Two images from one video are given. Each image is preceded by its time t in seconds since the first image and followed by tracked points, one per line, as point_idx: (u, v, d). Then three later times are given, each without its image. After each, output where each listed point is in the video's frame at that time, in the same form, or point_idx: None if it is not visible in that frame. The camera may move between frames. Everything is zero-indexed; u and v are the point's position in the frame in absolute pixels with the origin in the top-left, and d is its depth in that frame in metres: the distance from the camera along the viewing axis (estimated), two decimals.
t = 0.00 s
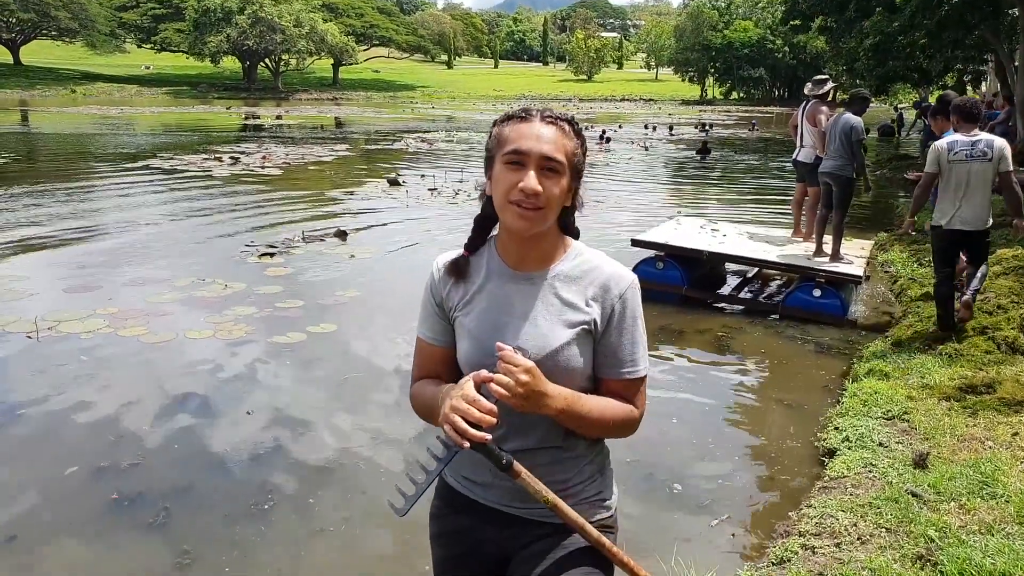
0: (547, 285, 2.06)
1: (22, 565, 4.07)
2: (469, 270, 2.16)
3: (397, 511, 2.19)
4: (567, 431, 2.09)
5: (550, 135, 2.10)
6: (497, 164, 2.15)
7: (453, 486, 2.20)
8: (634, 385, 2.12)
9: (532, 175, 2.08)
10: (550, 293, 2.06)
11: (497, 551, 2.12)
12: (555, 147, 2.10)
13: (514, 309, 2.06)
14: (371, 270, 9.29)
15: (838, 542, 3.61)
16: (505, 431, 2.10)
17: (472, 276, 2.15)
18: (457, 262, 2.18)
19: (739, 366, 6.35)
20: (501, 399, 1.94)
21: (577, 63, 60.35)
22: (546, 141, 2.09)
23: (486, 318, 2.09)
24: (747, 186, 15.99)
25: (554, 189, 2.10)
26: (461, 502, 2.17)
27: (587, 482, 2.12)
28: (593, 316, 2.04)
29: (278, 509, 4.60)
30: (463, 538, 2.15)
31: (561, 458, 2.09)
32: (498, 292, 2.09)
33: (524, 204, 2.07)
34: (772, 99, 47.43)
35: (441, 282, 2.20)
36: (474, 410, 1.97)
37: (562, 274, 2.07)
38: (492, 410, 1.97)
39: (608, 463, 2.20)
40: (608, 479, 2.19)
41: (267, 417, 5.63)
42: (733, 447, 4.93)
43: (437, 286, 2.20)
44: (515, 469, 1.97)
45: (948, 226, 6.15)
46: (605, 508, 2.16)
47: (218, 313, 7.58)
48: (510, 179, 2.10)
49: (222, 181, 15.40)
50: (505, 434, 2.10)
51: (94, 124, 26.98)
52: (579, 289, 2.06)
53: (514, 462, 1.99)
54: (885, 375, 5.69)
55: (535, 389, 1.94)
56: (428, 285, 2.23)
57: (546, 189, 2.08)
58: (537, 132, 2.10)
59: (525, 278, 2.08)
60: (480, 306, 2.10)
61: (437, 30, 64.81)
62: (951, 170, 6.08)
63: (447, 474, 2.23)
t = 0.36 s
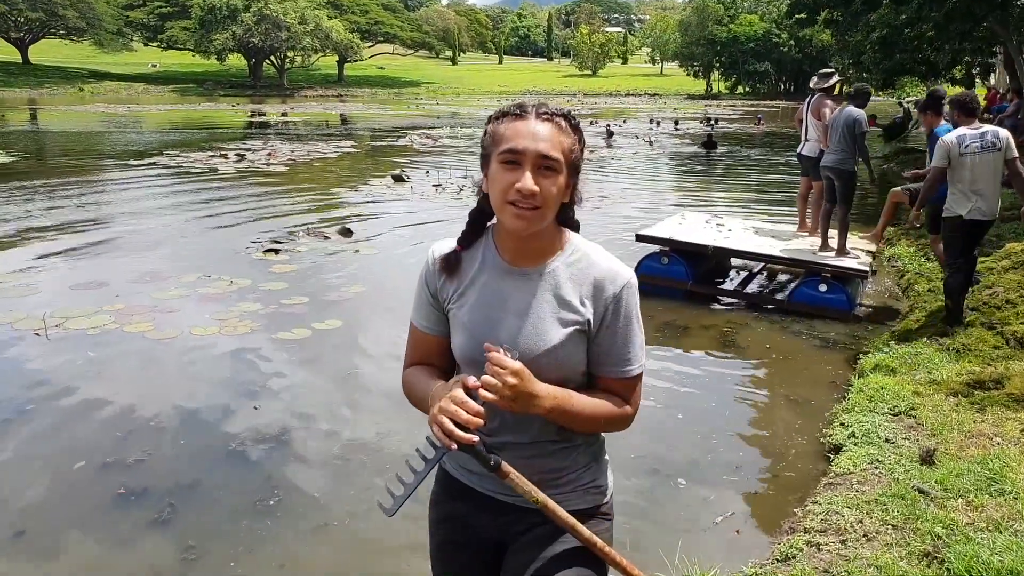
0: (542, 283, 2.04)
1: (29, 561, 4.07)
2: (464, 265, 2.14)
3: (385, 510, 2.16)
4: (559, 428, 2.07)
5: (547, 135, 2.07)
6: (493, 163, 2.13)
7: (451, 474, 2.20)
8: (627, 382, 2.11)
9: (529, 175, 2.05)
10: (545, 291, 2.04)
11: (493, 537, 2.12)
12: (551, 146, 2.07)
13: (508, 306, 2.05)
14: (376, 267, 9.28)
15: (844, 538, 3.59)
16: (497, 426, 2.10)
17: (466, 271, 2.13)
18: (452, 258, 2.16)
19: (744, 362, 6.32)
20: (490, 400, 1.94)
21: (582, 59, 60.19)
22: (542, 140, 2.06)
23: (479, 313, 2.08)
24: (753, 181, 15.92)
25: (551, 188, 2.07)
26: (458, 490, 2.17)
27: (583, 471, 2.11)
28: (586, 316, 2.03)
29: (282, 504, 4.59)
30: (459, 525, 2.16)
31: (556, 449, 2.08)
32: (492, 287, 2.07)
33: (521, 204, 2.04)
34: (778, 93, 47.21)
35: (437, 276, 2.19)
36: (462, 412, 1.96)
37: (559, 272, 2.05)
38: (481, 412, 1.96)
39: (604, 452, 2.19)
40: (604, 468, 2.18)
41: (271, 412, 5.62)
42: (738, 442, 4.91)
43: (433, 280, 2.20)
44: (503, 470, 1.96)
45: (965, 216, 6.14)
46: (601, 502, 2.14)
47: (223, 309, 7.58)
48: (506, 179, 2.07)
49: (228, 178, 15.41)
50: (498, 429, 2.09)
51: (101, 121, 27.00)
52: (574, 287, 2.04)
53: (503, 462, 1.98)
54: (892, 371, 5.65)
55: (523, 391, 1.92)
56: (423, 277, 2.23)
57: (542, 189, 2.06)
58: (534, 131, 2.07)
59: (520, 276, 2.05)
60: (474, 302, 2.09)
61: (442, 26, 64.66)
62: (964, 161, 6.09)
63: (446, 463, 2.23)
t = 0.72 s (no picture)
0: (548, 283, 2.05)
1: (38, 555, 4.10)
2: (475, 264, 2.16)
3: (383, 520, 2.15)
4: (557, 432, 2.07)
5: (533, 140, 2.08)
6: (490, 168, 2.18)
7: (448, 477, 2.21)
8: (629, 390, 2.10)
9: (512, 180, 2.08)
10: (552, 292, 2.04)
11: (489, 541, 2.12)
12: (535, 148, 2.07)
13: (515, 304, 2.06)
14: (387, 266, 9.30)
15: (851, 544, 3.57)
16: (495, 428, 2.11)
17: (477, 270, 2.14)
18: (462, 258, 2.18)
19: (756, 365, 6.29)
20: (485, 402, 1.93)
21: (595, 59, 60.15)
22: (526, 144, 2.07)
23: (488, 311, 2.08)
24: (766, 183, 15.87)
25: (535, 191, 2.07)
26: (454, 493, 2.18)
27: (579, 478, 2.11)
28: (592, 319, 2.03)
29: (289, 501, 4.61)
30: (455, 528, 2.17)
31: (553, 454, 2.08)
32: (499, 286, 2.08)
33: (505, 209, 2.08)
34: (793, 95, 47.01)
35: (447, 273, 2.21)
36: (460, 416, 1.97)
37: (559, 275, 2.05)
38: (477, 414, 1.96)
39: (603, 461, 2.19)
40: (601, 477, 2.18)
41: (281, 410, 5.65)
42: (747, 446, 4.88)
43: (444, 278, 2.21)
44: (500, 474, 1.97)
45: (979, 214, 6.48)
46: (597, 509, 2.15)
47: (234, 307, 7.62)
48: (495, 184, 2.12)
49: (241, 176, 15.48)
50: (496, 430, 2.11)
51: (117, 119, 27.19)
52: (581, 289, 2.04)
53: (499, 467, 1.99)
54: (903, 376, 5.61)
55: (521, 393, 1.92)
56: (435, 277, 2.24)
57: (526, 192, 2.07)
58: (519, 135, 2.09)
59: (526, 275, 2.06)
60: (483, 299, 2.10)
61: (456, 26, 64.74)
62: (986, 159, 6.42)
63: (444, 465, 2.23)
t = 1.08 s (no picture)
0: (548, 287, 2.08)
1: (52, 553, 4.13)
2: (495, 269, 2.28)
3: (378, 533, 2.17)
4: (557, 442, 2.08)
5: (515, 142, 2.14)
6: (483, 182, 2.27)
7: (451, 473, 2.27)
8: (636, 405, 2.05)
9: (493, 180, 2.14)
10: (551, 297, 2.06)
11: (487, 542, 2.17)
12: (507, 147, 2.14)
13: (520, 306, 2.11)
14: (400, 266, 9.31)
15: (864, 548, 3.54)
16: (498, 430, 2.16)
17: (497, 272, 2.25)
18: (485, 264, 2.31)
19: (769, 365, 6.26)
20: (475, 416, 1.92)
21: (610, 58, 59.97)
22: (500, 147, 2.15)
23: (498, 311, 2.16)
24: (781, 183, 15.76)
25: (515, 184, 2.11)
26: (455, 490, 2.24)
27: (572, 496, 2.12)
28: (586, 328, 2.00)
29: (300, 501, 4.61)
30: (457, 521, 2.23)
31: (550, 465, 2.10)
32: (509, 289, 2.15)
33: (494, 210, 2.13)
34: (809, 94, 46.64)
35: (477, 278, 2.33)
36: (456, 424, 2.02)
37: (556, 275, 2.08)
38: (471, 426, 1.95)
39: (602, 477, 2.18)
40: (597, 496, 2.17)
41: (293, 409, 5.67)
42: (760, 447, 4.85)
43: (473, 280, 2.36)
44: (494, 487, 2.01)
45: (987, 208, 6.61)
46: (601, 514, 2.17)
47: (248, 307, 7.65)
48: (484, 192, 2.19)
49: (256, 177, 15.55)
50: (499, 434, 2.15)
51: (134, 120, 27.38)
52: (580, 298, 2.03)
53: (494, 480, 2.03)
54: (920, 377, 5.55)
55: (512, 405, 1.91)
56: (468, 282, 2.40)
57: (506, 188, 2.11)
58: (499, 140, 2.16)
59: (530, 277, 2.12)
60: (495, 300, 2.19)
61: (471, 26, 64.74)
62: (999, 155, 6.50)
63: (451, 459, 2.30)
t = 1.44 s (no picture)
0: (574, 285, 2.07)
1: (70, 551, 4.17)
2: (500, 273, 2.20)
3: (404, 518, 2.14)
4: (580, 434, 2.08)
5: (560, 144, 2.14)
6: (507, 182, 2.21)
7: (470, 481, 2.24)
8: (658, 395, 2.07)
9: (542, 182, 2.11)
10: (577, 294, 2.06)
11: (510, 547, 2.14)
12: (557, 149, 2.13)
13: (539, 307, 2.07)
14: (416, 267, 9.34)
15: (881, 553, 3.50)
16: (520, 427, 2.14)
17: (503, 276, 2.19)
18: (487, 269, 2.23)
19: (787, 367, 6.22)
20: (507, 398, 1.95)
21: (627, 58, 59.85)
22: (549, 147, 2.13)
23: (513, 314, 2.11)
24: (800, 183, 15.64)
25: (566, 187, 2.11)
26: (475, 496, 2.21)
27: (599, 491, 2.12)
28: (617, 320, 2.02)
29: (315, 501, 4.64)
30: (477, 530, 2.19)
31: (577, 461, 2.09)
32: (525, 292, 2.11)
33: (540, 211, 2.09)
34: (829, 93, 46.27)
35: (477, 281, 2.25)
36: (485, 408, 1.99)
37: (590, 273, 2.08)
38: (500, 409, 1.98)
39: (624, 472, 2.20)
40: (623, 489, 2.18)
41: (310, 410, 5.69)
42: (777, 450, 4.81)
43: (471, 285, 2.27)
44: (521, 471, 1.96)
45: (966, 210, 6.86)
46: (619, 519, 2.15)
47: (265, 308, 7.70)
48: (523, 192, 2.14)
49: (274, 178, 15.65)
50: (522, 430, 2.13)
51: (155, 122, 27.67)
52: (606, 292, 2.04)
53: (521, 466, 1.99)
54: (939, 380, 5.48)
55: (542, 390, 1.93)
56: (462, 286, 2.30)
57: (557, 191, 2.11)
58: (541, 140, 2.14)
59: (553, 278, 2.09)
60: (509, 303, 2.13)
61: (488, 27, 64.86)
62: (977, 157, 6.78)
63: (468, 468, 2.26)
